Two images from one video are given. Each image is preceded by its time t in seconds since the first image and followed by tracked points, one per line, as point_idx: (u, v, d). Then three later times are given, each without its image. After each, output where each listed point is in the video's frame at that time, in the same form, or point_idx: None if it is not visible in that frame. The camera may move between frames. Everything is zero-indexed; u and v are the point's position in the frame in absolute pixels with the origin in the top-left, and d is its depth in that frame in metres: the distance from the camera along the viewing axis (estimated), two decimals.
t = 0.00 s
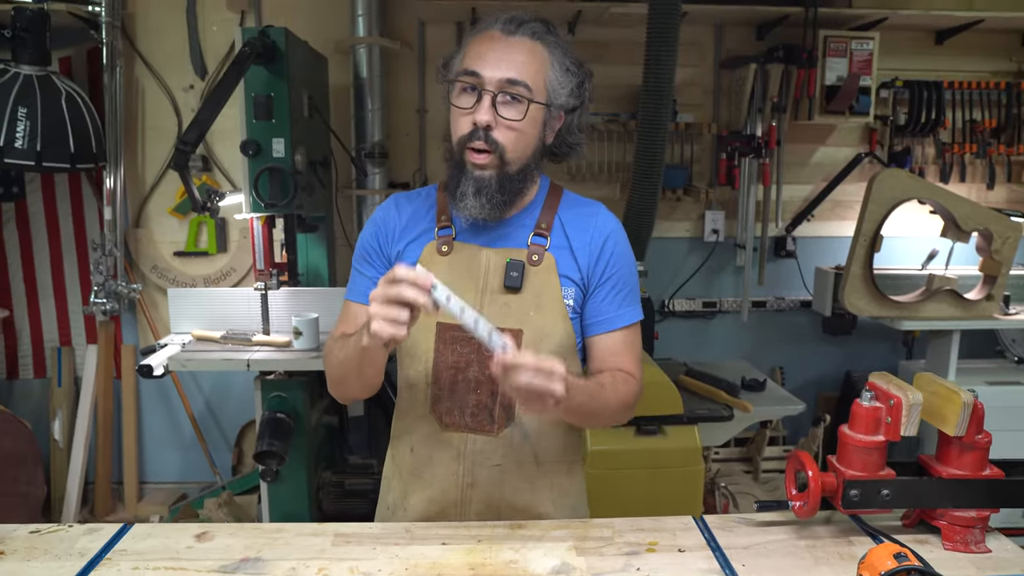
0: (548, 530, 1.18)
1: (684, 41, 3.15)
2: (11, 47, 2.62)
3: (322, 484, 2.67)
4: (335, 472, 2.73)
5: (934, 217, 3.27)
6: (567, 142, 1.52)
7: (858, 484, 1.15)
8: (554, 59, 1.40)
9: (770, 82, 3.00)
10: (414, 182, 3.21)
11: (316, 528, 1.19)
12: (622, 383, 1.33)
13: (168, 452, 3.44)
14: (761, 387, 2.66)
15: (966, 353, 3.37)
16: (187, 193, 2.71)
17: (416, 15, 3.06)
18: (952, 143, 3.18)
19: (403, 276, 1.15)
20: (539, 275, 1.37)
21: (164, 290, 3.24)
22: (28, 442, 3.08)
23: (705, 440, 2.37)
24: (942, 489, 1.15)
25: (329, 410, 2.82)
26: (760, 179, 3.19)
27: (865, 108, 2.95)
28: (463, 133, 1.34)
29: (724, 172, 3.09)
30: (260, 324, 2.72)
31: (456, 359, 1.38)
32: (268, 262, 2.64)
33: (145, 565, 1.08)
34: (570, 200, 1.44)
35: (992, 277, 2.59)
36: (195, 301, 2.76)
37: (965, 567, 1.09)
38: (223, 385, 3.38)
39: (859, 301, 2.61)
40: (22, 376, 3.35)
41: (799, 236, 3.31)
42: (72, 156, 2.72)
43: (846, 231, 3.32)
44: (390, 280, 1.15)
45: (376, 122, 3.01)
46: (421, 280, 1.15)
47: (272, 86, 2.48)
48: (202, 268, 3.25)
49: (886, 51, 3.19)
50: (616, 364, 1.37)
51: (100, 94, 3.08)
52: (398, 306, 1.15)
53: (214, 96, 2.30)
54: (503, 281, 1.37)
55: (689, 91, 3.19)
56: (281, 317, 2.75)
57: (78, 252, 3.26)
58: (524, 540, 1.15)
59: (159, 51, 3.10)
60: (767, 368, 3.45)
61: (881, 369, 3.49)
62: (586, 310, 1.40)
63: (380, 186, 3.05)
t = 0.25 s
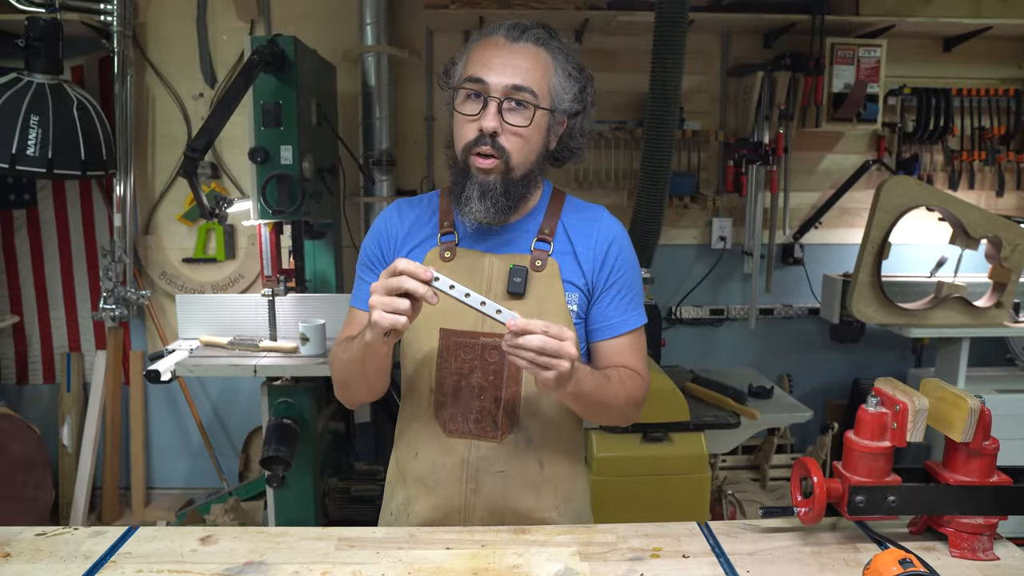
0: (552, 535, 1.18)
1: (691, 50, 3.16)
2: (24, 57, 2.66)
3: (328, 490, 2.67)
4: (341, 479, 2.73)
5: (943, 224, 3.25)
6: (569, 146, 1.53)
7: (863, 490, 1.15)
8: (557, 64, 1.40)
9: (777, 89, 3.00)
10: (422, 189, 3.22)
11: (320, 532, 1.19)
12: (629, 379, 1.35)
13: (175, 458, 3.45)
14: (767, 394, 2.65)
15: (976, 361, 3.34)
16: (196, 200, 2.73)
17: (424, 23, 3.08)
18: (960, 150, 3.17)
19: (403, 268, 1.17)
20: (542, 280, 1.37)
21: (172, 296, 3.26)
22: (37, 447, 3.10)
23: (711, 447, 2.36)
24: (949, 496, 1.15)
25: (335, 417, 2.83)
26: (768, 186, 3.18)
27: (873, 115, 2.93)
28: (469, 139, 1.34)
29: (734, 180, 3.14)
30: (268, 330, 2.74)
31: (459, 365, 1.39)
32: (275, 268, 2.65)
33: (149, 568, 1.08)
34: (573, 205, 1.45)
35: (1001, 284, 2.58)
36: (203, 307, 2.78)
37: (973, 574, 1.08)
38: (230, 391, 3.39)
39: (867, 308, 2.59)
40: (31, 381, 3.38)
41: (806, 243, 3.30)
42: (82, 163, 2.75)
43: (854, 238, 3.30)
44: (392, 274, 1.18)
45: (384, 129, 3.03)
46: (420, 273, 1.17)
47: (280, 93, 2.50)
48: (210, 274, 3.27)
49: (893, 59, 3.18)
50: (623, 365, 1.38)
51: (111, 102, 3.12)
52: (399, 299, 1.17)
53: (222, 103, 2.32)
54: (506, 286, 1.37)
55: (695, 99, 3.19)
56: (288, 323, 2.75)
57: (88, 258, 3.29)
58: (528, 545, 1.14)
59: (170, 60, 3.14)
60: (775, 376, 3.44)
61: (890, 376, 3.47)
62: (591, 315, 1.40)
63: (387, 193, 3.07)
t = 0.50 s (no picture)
0: (551, 537, 1.17)
1: (694, 52, 3.15)
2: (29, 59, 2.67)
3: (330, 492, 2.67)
4: (343, 481, 2.73)
5: (947, 227, 3.24)
6: (569, 144, 1.53)
7: (865, 492, 1.14)
8: (551, 65, 1.40)
9: (780, 92, 2.99)
10: (424, 191, 3.22)
11: (320, 533, 1.19)
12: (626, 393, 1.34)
13: (177, 460, 3.45)
14: (771, 397, 2.64)
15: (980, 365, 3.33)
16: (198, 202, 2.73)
17: (427, 26, 3.09)
18: (964, 152, 3.16)
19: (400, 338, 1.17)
20: (541, 281, 1.37)
21: (175, 298, 3.27)
22: (40, 449, 3.10)
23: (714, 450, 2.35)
24: (951, 499, 1.14)
25: (337, 419, 2.83)
26: (771, 189, 3.18)
27: (876, 117, 2.93)
28: (466, 148, 1.35)
29: (735, 182, 3.08)
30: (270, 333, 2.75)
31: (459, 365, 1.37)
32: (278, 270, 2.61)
33: (149, 569, 1.08)
34: (573, 207, 1.44)
35: (1006, 288, 2.57)
36: (206, 309, 2.78)
37: None
38: (233, 393, 3.39)
39: (871, 311, 2.57)
40: (35, 382, 3.39)
41: (810, 246, 3.29)
42: (86, 166, 2.76)
43: (858, 241, 3.29)
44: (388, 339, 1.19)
45: (387, 132, 3.03)
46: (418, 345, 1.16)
47: (284, 95, 2.51)
48: (213, 276, 3.28)
49: (897, 61, 3.18)
50: (621, 374, 1.37)
51: (115, 105, 3.13)
52: (396, 366, 1.20)
53: (225, 106, 2.32)
54: (505, 287, 1.37)
55: (699, 101, 3.19)
56: (290, 325, 2.76)
57: (92, 260, 3.29)
58: (528, 547, 1.14)
59: (174, 63, 3.15)
60: (778, 379, 3.42)
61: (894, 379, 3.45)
62: (588, 317, 1.40)
63: (390, 195, 3.07)
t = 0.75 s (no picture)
0: (584, 560, 1.18)
1: (726, 74, 3.17)
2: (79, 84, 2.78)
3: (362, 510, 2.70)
4: (375, 499, 2.76)
5: (986, 248, 3.19)
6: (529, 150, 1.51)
7: (902, 520, 1.13)
8: (463, 82, 1.39)
9: (813, 113, 2.99)
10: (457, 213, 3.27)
11: (356, 552, 1.22)
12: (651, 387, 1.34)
13: (212, 475, 3.52)
14: (805, 420, 2.61)
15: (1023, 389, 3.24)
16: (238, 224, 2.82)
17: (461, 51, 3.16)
18: (1003, 173, 3.11)
19: (565, 297, 1.12)
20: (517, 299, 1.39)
21: (213, 316, 3.36)
22: (80, 462, 3.22)
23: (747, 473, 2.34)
24: (992, 529, 1.13)
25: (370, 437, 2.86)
26: (805, 210, 3.16)
27: (911, 138, 2.90)
28: (404, 188, 1.40)
29: (770, 204, 3.11)
30: (306, 351, 2.78)
31: (445, 394, 1.42)
32: (314, 290, 2.68)
33: None
34: (546, 221, 1.47)
35: None
36: (244, 328, 2.86)
37: None
38: (268, 410, 3.46)
39: (907, 333, 2.53)
40: (77, 398, 3.50)
41: (843, 267, 3.25)
42: (130, 187, 2.86)
43: (894, 262, 3.25)
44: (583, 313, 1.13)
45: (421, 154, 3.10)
46: (590, 301, 1.11)
47: (321, 119, 2.58)
48: (250, 295, 3.36)
49: (933, 81, 3.15)
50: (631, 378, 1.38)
51: (160, 129, 3.24)
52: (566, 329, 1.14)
53: (266, 130, 2.40)
54: (482, 310, 1.40)
55: (730, 122, 3.20)
56: (325, 344, 2.77)
57: (134, 279, 3.40)
58: (562, 569, 1.15)
59: (217, 88, 3.26)
60: (812, 402, 3.38)
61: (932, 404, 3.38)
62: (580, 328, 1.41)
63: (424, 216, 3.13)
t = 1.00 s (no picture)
0: (586, 561, 1.18)
1: (728, 75, 3.17)
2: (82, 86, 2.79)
3: (364, 511, 2.71)
4: (377, 500, 2.76)
5: (988, 250, 3.18)
6: (532, 153, 1.54)
7: (903, 521, 1.13)
8: (491, 91, 1.40)
9: (816, 114, 2.99)
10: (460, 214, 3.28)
11: (358, 553, 1.22)
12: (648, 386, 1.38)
13: (214, 476, 3.53)
14: (807, 421, 2.61)
15: None
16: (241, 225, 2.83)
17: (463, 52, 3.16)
18: (1006, 174, 3.11)
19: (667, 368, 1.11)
20: (532, 300, 1.39)
21: (215, 317, 3.37)
22: (83, 462, 3.24)
23: (750, 474, 2.34)
24: (994, 531, 1.13)
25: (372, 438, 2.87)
26: (807, 212, 3.17)
27: (913, 139, 2.90)
28: (449, 206, 1.38)
29: (771, 206, 3.12)
30: (308, 352, 2.78)
31: (463, 394, 1.40)
32: (316, 290, 2.73)
33: None
34: (553, 221, 1.47)
35: None
36: (245, 329, 2.86)
37: None
38: (270, 411, 3.46)
39: (909, 335, 2.52)
40: (80, 398, 3.51)
41: (845, 268, 3.25)
42: (133, 189, 2.87)
43: (895, 264, 3.25)
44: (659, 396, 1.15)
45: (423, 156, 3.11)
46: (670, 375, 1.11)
47: (323, 120, 2.59)
48: (252, 296, 3.37)
49: (935, 83, 3.15)
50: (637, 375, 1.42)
51: (162, 130, 3.25)
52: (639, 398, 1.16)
53: (268, 131, 2.41)
54: (496, 311, 1.39)
55: (732, 124, 3.20)
56: (327, 345, 2.78)
57: (136, 280, 3.41)
58: (563, 570, 1.15)
59: (218, 89, 3.27)
60: (814, 403, 3.38)
61: (934, 405, 3.37)
62: (589, 327, 1.43)
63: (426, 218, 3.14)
